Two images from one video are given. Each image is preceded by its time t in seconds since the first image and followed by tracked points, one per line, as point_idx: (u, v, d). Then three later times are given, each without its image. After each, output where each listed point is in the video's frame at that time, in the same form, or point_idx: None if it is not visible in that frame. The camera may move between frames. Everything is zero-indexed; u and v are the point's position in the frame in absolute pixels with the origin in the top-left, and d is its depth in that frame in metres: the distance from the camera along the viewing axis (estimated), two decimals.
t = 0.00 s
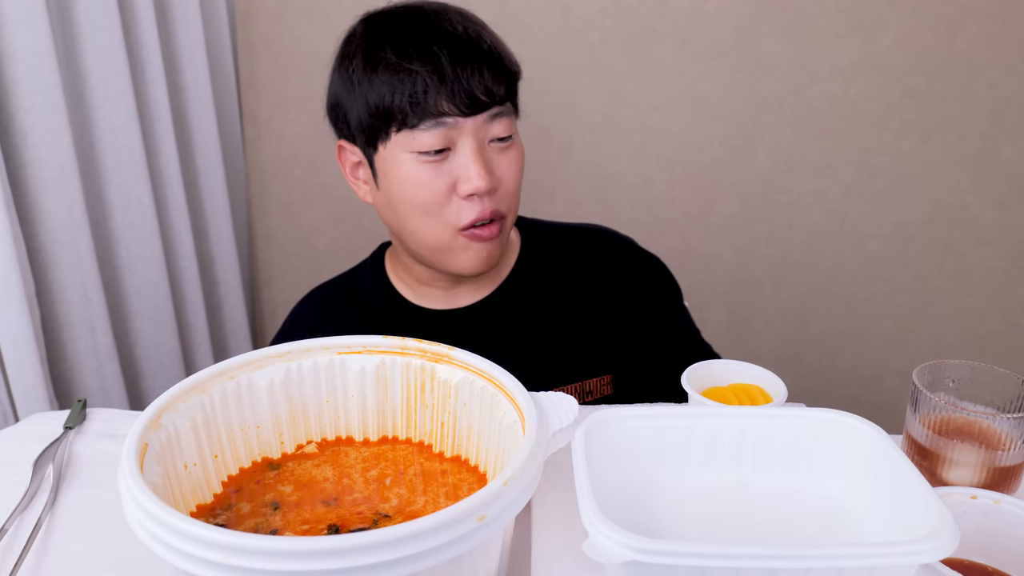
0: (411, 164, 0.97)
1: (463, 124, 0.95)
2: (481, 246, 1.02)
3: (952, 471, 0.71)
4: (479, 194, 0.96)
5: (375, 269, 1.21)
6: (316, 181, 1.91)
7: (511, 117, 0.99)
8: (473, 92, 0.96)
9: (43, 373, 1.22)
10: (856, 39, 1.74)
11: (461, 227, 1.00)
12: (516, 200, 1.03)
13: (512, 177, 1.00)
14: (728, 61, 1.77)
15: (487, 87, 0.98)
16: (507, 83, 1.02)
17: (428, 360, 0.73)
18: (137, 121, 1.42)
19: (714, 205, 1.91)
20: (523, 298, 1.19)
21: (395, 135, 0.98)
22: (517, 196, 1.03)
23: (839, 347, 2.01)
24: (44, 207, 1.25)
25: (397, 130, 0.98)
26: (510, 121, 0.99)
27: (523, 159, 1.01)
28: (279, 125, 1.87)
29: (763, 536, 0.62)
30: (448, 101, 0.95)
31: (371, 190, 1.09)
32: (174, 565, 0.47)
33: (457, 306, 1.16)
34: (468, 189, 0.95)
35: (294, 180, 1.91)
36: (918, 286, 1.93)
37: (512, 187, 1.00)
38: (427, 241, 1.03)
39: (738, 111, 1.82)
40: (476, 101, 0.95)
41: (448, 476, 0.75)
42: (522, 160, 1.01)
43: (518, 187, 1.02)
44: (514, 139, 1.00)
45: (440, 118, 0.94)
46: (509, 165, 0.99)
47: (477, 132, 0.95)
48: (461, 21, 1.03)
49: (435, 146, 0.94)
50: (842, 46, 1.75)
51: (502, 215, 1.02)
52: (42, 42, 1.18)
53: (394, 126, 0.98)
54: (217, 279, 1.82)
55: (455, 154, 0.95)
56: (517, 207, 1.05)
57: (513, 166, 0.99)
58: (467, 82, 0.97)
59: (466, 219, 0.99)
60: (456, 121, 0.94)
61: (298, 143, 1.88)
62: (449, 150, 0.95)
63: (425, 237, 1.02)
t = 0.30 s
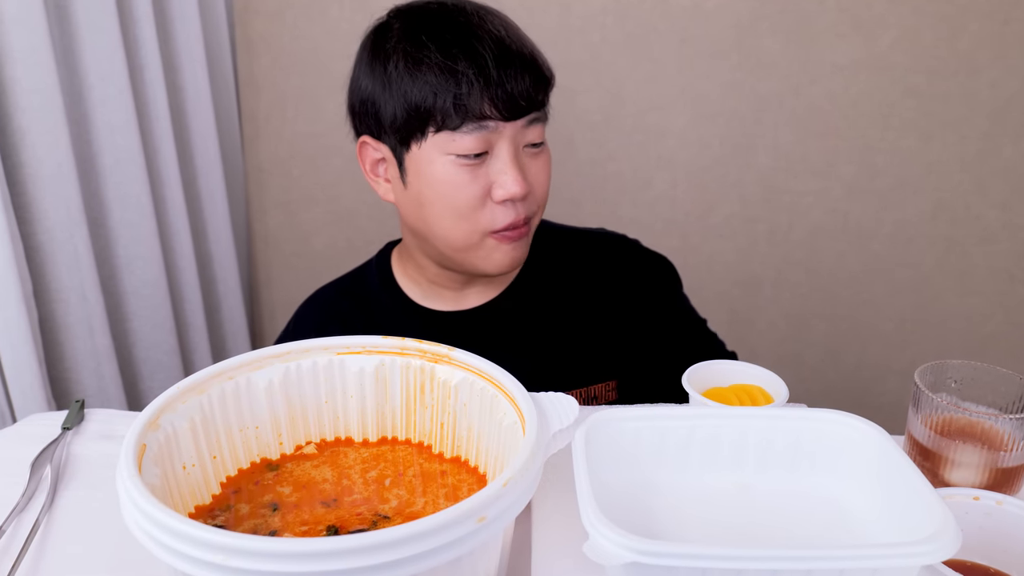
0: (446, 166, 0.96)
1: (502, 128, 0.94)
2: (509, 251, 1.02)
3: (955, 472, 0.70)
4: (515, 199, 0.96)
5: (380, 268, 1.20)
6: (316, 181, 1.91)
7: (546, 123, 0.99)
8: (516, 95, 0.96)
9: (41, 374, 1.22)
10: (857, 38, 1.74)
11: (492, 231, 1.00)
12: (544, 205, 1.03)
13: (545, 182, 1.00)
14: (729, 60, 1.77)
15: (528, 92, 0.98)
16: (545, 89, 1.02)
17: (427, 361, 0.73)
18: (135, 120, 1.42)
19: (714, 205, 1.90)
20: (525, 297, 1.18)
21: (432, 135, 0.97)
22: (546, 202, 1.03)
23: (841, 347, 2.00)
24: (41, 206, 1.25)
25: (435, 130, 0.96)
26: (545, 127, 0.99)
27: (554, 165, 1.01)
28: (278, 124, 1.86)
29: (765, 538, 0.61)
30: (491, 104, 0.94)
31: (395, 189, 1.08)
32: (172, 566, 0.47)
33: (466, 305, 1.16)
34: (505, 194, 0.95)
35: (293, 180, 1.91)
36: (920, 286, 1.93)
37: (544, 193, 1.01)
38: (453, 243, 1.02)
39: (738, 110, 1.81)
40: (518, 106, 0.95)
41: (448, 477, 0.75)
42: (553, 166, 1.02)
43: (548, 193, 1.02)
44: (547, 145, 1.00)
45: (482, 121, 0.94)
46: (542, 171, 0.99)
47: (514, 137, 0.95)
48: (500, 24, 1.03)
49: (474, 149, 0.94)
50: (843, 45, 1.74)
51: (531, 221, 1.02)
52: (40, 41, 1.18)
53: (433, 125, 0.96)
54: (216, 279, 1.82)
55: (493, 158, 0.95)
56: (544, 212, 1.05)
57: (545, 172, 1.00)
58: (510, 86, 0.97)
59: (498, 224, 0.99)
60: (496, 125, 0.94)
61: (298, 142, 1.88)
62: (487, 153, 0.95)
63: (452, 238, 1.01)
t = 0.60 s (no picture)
0: (462, 178, 0.96)
1: (519, 140, 0.94)
2: (524, 259, 1.03)
3: (957, 473, 0.69)
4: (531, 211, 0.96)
5: (386, 268, 1.19)
6: (316, 180, 1.90)
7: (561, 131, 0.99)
8: (534, 107, 0.95)
9: (39, 375, 1.21)
10: (858, 37, 1.73)
11: (508, 241, 1.00)
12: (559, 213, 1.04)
13: (560, 191, 1.00)
14: (730, 59, 1.77)
15: (546, 103, 0.97)
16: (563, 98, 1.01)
17: (427, 361, 0.73)
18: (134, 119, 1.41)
19: (715, 205, 1.90)
20: (529, 297, 1.18)
21: (448, 146, 0.96)
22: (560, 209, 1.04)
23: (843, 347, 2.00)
24: (39, 206, 1.24)
25: (452, 142, 0.95)
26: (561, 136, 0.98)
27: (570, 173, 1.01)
28: (277, 124, 1.86)
29: (767, 539, 0.61)
30: (510, 116, 0.93)
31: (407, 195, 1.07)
32: (170, 568, 0.47)
33: (473, 308, 1.15)
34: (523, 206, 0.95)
35: (292, 180, 1.90)
36: (922, 286, 1.93)
37: (559, 201, 1.01)
38: (468, 252, 1.03)
39: (739, 110, 1.81)
40: (536, 117, 0.94)
41: (448, 478, 0.74)
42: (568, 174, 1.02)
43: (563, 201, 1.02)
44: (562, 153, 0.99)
45: (500, 133, 0.93)
46: (557, 180, 0.99)
47: (531, 148, 0.94)
48: (517, 30, 1.01)
49: (490, 162, 0.94)
50: (844, 44, 1.74)
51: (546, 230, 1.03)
52: (38, 40, 1.17)
53: (450, 137, 0.95)
54: (215, 279, 1.81)
55: (510, 170, 0.95)
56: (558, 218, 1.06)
57: (561, 180, 1.00)
58: (529, 98, 0.96)
59: (514, 234, 0.99)
60: (513, 136, 0.93)
61: (297, 141, 1.87)
62: (503, 165, 0.94)
63: (468, 248, 1.02)
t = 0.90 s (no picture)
0: (484, 176, 0.95)
1: (545, 142, 0.93)
2: (543, 263, 1.02)
3: (960, 474, 0.69)
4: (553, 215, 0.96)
5: (404, 269, 1.20)
6: (317, 180, 1.90)
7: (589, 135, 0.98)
8: (561, 109, 0.94)
9: (37, 376, 1.21)
10: (860, 36, 1.73)
11: (527, 242, 1.00)
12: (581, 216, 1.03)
13: (584, 195, 0.99)
14: (730, 58, 1.76)
15: (573, 106, 0.96)
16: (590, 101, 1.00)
17: (427, 362, 0.72)
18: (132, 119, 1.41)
19: (716, 204, 1.90)
20: (541, 299, 1.17)
21: (472, 145, 0.95)
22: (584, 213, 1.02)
23: (844, 348, 2.00)
24: (37, 206, 1.24)
25: (476, 141, 0.95)
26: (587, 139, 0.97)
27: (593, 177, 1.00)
28: (275, 122, 1.85)
29: (769, 540, 0.61)
30: (536, 117, 0.93)
31: (428, 191, 1.07)
32: (169, 570, 0.46)
33: (490, 309, 1.16)
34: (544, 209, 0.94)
35: (292, 180, 1.90)
36: (924, 286, 1.92)
37: (582, 205, 1.00)
38: (486, 252, 1.02)
39: (740, 109, 1.80)
40: (563, 120, 0.93)
41: (447, 479, 0.74)
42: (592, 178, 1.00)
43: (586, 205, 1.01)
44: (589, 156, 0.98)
45: (524, 134, 0.92)
46: (581, 184, 0.98)
47: (556, 151, 0.94)
48: (547, 30, 1.00)
49: (515, 163, 0.93)
50: (845, 42, 1.74)
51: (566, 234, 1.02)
52: (36, 39, 1.17)
53: (474, 136, 0.95)
54: (213, 279, 1.81)
55: (533, 171, 0.94)
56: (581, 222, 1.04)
57: (585, 183, 0.99)
58: (555, 98, 0.95)
59: (533, 236, 0.99)
60: (538, 138, 0.93)
61: (297, 141, 1.87)
62: (527, 166, 0.94)
63: (486, 247, 1.01)
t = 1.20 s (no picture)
0: (443, 157, 0.96)
1: (500, 124, 0.92)
2: (508, 254, 1.00)
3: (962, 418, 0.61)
4: (508, 200, 0.93)
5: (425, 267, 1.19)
6: (317, 179, 1.90)
7: (562, 123, 0.94)
8: (514, 88, 0.93)
9: (35, 376, 1.21)
10: (861, 35, 1.72)
11: (488, 230, 0.98)
12: (557, 210, 0.99)
13: (553, 186, 0.96)
14: (730, 57, 1.76)
15: (532, 86, 0.94)
16: (561, 80, 0.96)
17: (427, 362, 0.72)
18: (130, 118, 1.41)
19: (716, 204, 1.89)
20: (559, 306, 1.14)
21: (432, 126, 0.98)
22: (559, 206, 0.98)
23: (846, 347, 2.00)
24: (35, 206, 1.24)
25: (434, 121, 0.97)
26: (559, 127, 0.94)
27: (569, 168, 0.96)
28: (274, 122, 1.85)
29: (770, 541, 0.60)
30: (483, 97, 0.93)
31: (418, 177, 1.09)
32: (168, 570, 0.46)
33: (507, 313, 1.14)
34: (496, 193, 0.93)
35: (292, 180, 1.90)
36: (926, 285, 1.92)
37: (551, 196, 0.96)
38: (453, 237, 1.02)
39: (740, 108, 1.80)
40: (514, 100, 0.92)
41: (447, 480, 0.73)
42: (567, 170, 0.96)
43: (558, 198, 0.97)
44: (561, 146, 0.95)
45: (472, 113, 0.93)
46: (547, 173, 0.95)
47: (515, 135, 0.92)
48: (523, 13, 0.99)
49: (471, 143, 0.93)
50: (846, 41, 1.73)
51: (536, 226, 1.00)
52: (33, 37, 1.16)
53: (430, 116, 0.97)
54: (212, 279, 1.81)
55: (488, 154, 0.93)
56: (560, 216, 1.00)
57: (555, 174, 0.95)
58: (510, 78, 0.94)
59: (492, 224, 0.97)
60: (491, 119, 0.92)
61: (296, 141, 1.87)
62: (482, 148, 0.93)
63: (451, 233, 1.02)
